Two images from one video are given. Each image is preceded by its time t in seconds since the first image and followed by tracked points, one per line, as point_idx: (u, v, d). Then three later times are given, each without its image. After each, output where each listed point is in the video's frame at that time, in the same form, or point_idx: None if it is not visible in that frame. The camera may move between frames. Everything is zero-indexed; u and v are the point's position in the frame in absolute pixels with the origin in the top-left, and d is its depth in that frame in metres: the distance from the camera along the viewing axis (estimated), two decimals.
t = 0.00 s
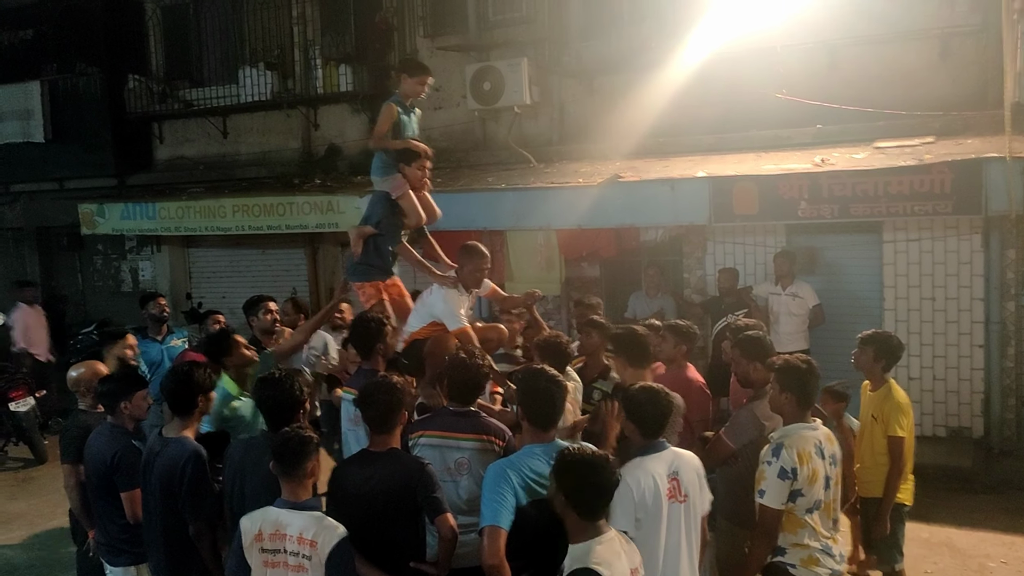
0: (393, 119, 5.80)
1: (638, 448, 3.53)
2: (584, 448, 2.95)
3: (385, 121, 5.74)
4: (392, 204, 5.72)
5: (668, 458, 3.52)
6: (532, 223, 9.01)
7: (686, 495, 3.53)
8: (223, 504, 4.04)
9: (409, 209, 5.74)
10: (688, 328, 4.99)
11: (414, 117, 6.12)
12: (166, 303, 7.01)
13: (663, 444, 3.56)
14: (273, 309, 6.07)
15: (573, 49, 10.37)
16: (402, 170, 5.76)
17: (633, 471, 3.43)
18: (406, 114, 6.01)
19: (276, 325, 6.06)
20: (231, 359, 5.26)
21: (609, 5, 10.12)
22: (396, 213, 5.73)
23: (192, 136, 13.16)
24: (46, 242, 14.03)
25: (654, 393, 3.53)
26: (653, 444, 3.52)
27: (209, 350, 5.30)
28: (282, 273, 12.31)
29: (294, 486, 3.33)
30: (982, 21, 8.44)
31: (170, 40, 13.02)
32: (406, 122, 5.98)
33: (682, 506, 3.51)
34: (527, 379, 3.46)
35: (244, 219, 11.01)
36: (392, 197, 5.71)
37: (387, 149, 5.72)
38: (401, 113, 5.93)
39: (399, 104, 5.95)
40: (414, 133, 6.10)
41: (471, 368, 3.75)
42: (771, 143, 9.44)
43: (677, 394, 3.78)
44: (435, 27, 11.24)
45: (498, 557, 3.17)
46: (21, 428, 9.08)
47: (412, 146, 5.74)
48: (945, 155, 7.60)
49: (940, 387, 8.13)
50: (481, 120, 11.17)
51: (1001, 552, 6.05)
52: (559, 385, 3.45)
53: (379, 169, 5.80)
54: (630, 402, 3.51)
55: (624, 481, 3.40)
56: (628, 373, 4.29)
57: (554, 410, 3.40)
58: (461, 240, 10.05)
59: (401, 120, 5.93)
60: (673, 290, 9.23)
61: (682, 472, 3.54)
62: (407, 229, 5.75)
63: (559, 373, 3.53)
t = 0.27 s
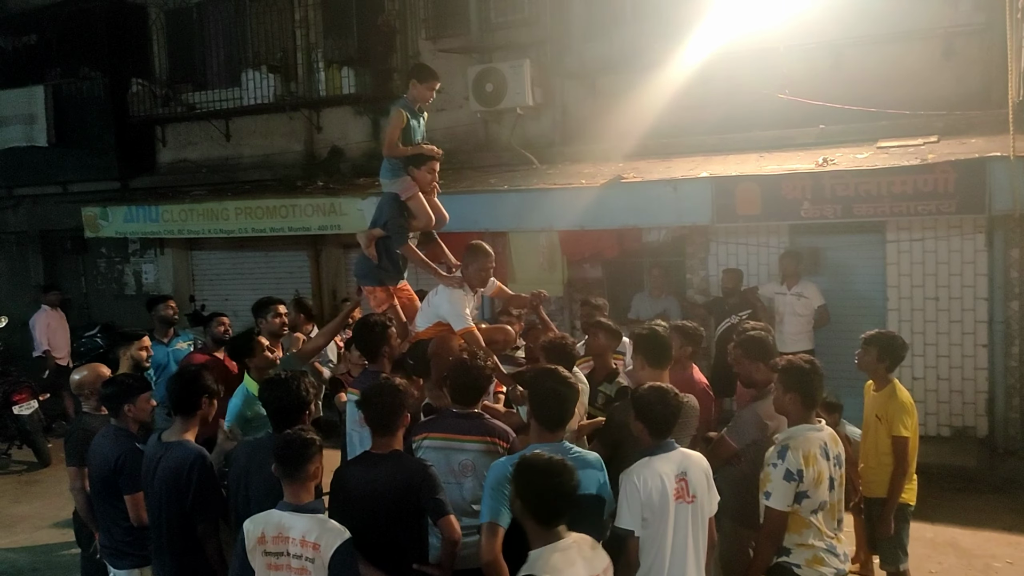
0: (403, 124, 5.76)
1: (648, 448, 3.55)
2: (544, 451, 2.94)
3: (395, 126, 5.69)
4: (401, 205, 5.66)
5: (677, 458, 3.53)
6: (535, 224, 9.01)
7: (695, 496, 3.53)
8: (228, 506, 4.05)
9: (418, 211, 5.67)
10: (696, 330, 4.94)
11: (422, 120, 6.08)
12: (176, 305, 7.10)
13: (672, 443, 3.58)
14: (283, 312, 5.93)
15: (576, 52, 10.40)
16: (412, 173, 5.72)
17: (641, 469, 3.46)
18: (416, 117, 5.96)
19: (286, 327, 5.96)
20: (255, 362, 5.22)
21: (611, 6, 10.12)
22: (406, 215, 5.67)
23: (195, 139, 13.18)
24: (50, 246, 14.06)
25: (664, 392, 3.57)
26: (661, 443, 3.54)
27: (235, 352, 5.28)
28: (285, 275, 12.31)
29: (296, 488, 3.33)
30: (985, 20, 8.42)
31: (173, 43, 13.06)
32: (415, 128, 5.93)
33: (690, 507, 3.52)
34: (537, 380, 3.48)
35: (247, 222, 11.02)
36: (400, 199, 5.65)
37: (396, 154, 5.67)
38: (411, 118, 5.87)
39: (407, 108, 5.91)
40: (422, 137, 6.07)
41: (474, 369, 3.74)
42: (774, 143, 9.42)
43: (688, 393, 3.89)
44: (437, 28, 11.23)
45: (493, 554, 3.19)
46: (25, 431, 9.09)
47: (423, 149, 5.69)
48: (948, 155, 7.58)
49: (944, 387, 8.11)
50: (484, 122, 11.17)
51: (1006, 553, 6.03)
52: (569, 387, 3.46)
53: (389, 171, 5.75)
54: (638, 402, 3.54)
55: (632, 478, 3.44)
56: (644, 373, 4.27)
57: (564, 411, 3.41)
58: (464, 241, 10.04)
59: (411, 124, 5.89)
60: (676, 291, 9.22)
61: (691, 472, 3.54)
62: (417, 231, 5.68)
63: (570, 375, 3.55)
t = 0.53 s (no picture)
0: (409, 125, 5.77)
1: (653, 448, 3.54)
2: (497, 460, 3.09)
3: (401, 128, 5.71)
4: (409, 206, 5.72)
5: (684, 459, 3.53)
6: (537, 225, 9.01)
7: (702, 496, 3.54)
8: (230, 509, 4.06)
9: (426, 211, 5.74)
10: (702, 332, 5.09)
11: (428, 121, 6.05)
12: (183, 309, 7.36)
13: (680, 444, 3.59)
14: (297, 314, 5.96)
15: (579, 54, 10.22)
16: (419, 174, 5.75)
17: (648, 467, 3.46)
18: (421, 118, 5.93)
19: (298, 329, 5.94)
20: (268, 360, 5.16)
21: (612, 7, 10.11)
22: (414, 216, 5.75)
23: (197, 141, 13.19)
24: (52, 248, 14.07)
25: (674, 395, 3.53)
26: (669, 444, 3.53)
27: (250, 352, 5.29)
28: (288, 277, 12.32)
29: (298, 490, 3.34)
30: (986, 20, 8.42)
31: (174, 46, 13.07)
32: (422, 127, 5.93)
33: (697, 507, 3.53)
34: (556, 381, 3.49)
35: (249, 223, 11.03)
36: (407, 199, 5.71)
37: (403, 155, 5.73)
38: (416, 118, 5.87)
39: (413, 108, 5.89)
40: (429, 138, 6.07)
41: (477, 370, 3.74)
42: (775, 144, 9.42)
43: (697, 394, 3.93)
44: (439, 30, 11.24)
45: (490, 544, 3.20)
46: (28, 433, 9.10)
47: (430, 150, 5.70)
48: (950, 155, 7.57)
49: (947, 388, 8.11)
50: (486, 123, 11.18)
51: (1010, 553, 6.02)
52: (583, 389, 3.47)
53: (397, 173, 5.82)
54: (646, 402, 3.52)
55: (639, 477, 3.45)
56: (659, 372, 4.28)
57: (578, 414, 3.42)
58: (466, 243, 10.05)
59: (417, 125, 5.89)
60: (679, 291, 9.22)
61: (698, 473, 3.55)
62: (424, 231, 5.76)
63: (587, 379, 3.56)
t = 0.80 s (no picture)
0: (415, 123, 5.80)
1: (660, 448, 3.57)
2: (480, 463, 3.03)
3: (407, 126, 5.74)
4: (414, 203, 5.66)
5: (691, 458, 3.56)
6: (538, 227, 9.01)
7: (709, 496, 3.57)
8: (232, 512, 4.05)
9: (430, 208, 5.66)
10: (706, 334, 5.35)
11: (437, 118, 6.10)
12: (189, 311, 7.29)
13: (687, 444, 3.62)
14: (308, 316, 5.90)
15: (579, 54, 10.36)
16: (426, 171, 5.73)
17: (655, 466, 3.49)
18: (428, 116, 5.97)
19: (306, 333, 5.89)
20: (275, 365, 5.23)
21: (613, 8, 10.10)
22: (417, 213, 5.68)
23: (198, 143, 13.20)
24: (53, 250, 14.09)
25: (683, 398, 3.52)
26: (675, 444, 3.57)
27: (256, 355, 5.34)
28: (288, 278, 12.33)
29: (299, 492, 3.33)
30: (988, 20, 8.41)
31: (176, 48, 13.09)
32: (428, 125, 5.96)
33: (704, 507, 3.56)
34: (561, 384, 3.48)
35: (250, 225, 11.03)
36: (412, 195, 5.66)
37: (410, 153, 5.74)
38: (422, 117, 5.90)
39: (420, 106, 5.93)
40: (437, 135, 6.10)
41: (477, 371, 3.74)
42: (777, 145, 9.41)
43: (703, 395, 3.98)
44: (439, 32, 11.25)
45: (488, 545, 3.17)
46: (29, 435, 9.10)
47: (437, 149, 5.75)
48: (952, 155, 7.56)
49: (949, 389, 8.10)
50: (487, 125, 11.18)
51: (1012, 555, 6.01)
52: (589, 393, 3.46)
53: (403, 169, 5.77)
54: (653, 405, 3.52)
55: (646, 477, 3.48)
56: (668, 373, 4.28)
57: (582, 417, 3.40)
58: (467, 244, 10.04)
59: (425, 123, 5.93)
60: (680, 293, 9.21)
61: (704, 473, 3.58)
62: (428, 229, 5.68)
63: (593, 383, 3.55)
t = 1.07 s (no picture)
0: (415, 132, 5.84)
1: (666, 454, 3.57)
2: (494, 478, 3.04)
3: (408, 132, 5.78)
4: (412, 210, 5.78)
5: (697, 465, 3.55)
6: (539, 235, 9.01)
7: (715, 503, 3.57)
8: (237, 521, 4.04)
9: (428, 215, 5.76)
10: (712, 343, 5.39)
11: (439, 128, 6.13)
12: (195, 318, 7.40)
13: (694, 451, 3.61)
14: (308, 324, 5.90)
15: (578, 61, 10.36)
16: (425, 180, 5.82)
17: (661, 473, 3.50)
18: (429, 125, 6.01)
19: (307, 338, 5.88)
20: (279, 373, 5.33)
21: (614, 16, 10.10)
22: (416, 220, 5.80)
23: (199, 152, 13.23)
24: (55, 259, 14.12)
25: (690, 406, 3.51)
26: (681, 452, 3.55)
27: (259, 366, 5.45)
28: (290, 286, 12.33)
29: (299, 502, 3.31)
30: (988, 27, 8.42)
31: (177, 57, 13.13)
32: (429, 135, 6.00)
33: (710, 514, 3.55)
34: (561, 393, 3.47)
35: (252, 234, 11.05)
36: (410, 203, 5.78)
37: (408, 160, 5.78)
38: (423, 126, 5.94)
39: (421, 116, 5.97)
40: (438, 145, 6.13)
41: (476, 381, 3.74)
42: (777, 152, 9.41)
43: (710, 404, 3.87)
44: (440, 40, 11.29)
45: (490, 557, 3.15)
46: (31, 444, 9.10)
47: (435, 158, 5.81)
48: (952, 162, 7.55)
49: (951, 396, 8.07)
50: (487, 132, 11.20)
51: (1015, 563, 5.98)
52: (589, 402, 3.45)
53: (402, 178, 5.89)
54: (660, 412, 3.52)
55: (652, 483, 3.48)
56: (674, 380, 4.27)
57: (585, 427, 3.39)
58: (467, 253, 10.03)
59: (425, 132, 5.97)
60: (681, 300, 9.20)
61: (711, 480, 3.57)
62: (427, 236, 5.80)
63: (593, 392, 3.53)
